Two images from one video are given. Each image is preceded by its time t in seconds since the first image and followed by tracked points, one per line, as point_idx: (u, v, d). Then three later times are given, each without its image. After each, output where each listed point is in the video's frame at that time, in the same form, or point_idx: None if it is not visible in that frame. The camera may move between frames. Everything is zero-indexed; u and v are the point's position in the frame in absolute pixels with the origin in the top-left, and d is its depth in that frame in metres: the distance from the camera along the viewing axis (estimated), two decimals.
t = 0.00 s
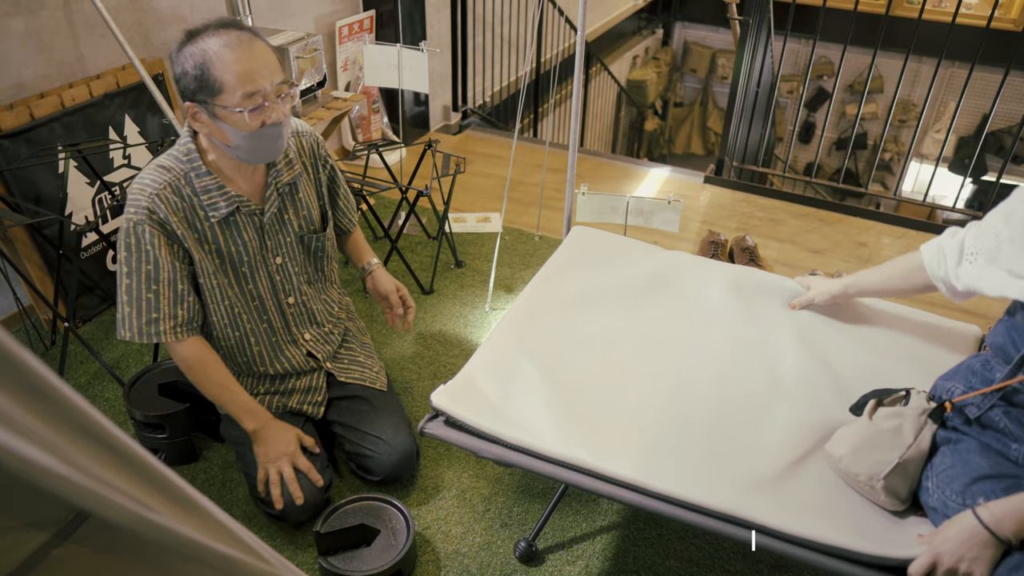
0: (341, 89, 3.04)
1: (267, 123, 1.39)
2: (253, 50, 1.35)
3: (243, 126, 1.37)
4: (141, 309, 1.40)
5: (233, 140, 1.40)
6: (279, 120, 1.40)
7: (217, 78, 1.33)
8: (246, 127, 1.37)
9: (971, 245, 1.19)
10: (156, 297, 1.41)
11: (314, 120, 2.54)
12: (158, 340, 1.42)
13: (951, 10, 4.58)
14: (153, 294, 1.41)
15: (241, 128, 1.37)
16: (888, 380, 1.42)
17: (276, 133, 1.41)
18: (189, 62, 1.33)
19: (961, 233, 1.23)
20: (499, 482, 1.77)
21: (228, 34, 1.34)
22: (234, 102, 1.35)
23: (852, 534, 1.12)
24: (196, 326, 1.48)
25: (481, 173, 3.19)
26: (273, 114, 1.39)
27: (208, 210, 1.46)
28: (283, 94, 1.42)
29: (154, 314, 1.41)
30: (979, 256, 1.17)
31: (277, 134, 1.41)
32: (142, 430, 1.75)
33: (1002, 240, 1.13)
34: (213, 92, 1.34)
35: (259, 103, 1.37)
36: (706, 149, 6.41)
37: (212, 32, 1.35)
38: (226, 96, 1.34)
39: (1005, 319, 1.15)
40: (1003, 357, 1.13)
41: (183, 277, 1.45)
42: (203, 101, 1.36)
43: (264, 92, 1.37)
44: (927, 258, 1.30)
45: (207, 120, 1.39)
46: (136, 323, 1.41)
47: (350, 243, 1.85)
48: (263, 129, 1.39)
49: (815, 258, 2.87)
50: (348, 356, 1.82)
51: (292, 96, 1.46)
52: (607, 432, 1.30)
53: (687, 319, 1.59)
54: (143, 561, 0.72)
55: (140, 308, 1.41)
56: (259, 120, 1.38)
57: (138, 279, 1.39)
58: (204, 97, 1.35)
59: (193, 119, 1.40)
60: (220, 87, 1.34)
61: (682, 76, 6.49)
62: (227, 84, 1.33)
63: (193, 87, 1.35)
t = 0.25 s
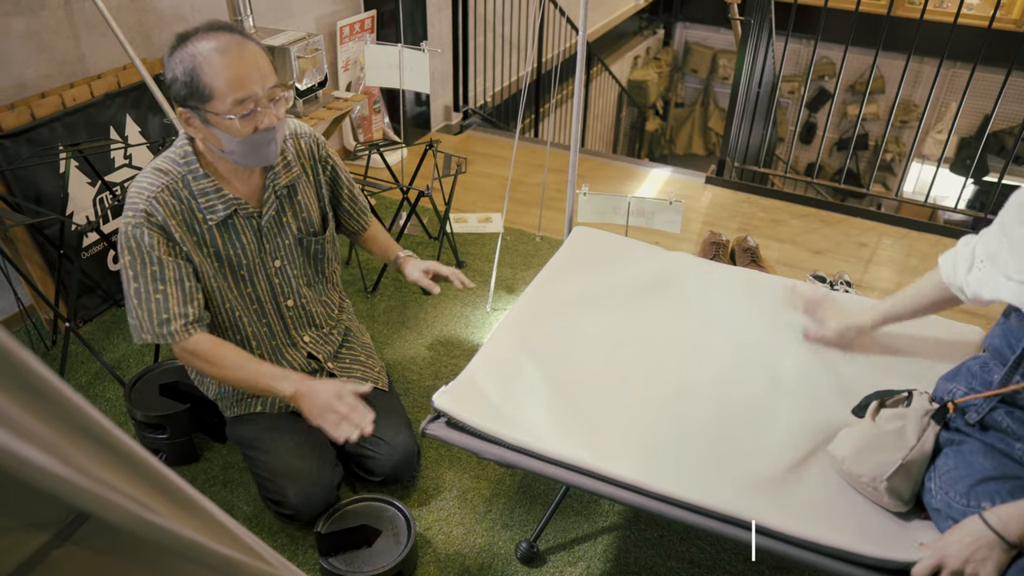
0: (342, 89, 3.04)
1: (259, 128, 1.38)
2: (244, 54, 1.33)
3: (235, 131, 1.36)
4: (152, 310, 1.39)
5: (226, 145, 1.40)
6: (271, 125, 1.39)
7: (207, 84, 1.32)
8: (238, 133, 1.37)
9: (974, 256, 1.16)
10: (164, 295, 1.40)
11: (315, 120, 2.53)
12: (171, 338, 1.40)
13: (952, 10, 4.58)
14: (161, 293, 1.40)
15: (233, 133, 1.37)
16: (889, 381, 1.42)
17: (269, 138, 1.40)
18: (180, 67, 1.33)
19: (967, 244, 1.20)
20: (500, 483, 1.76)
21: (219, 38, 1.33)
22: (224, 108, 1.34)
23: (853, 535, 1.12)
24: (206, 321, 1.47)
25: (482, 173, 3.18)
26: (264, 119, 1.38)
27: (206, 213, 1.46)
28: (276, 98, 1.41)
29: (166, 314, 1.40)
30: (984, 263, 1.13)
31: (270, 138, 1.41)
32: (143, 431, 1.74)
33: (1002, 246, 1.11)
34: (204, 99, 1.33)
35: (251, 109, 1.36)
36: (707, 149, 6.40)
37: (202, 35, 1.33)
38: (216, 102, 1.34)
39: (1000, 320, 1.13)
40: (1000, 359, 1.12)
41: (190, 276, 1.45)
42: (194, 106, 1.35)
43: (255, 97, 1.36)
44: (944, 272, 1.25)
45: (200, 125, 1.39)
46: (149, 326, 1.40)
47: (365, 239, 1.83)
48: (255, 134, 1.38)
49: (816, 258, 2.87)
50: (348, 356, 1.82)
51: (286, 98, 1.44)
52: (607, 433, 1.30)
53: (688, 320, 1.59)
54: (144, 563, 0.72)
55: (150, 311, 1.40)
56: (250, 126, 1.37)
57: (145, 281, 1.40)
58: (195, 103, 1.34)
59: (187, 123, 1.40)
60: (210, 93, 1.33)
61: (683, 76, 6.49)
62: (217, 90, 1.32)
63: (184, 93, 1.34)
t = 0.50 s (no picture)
0: (342, 90, 3.04)
1: (255, 133, 1.38)
2: (239, 59, 1.32)
3: (232, 137, 1.37)
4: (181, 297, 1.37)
5: (223, 150, 1.40)
6: (267, 130, 1.39)
7: (202, 90, 1.32)
8: (234, 138, 1.37)
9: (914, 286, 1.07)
10: (189, 276, 1.38)
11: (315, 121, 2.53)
12: (209, 319, 1.38)
13: (953, 12, 4.58)
14: (186, 279, 1.38)
15: (229, 139, 1.37)
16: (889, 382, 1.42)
17: (265, 143, 1.41)
18: (174, 72, 1.32)
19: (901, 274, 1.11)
20: (500, 484, 1.76)
21: (214, 42, 1.32)
22: (220, 114, 1.34)
23: (853, 535, 1.12)
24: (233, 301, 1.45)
25: (482, 174, 3.18)
26: (260, 123, 1.38)
27: (210, 214, 1.48)
28: (272, 102, 1.41)
29: (197, 295, 1.38)
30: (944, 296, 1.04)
31: (265, 143, 1.41)
32: (143, 431, 1.74)
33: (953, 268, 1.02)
34: (200, 104, 1.33)
35: (246, 114, 1.36)
36: (707, 150, 6.40)
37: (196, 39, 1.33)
38: (212, 108, 1.33)
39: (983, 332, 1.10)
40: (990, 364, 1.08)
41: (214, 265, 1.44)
42: (190, 112, 1.35)
43: (250, 103, 1.36)
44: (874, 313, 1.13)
45: (195, 129, 1.39)
46: (183, 310, 1.38)
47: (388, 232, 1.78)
48: (251, 140, 1.39)
49: (817, 259, 2.87)
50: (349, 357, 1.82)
51: (282, 102, 1.44)
52: (608, 434, 1.30)
53: (688, 321, 1.59)
54: (144, 563, 0.74)
55: (177, 301, 1.38)
56: (246, 131, 1.37)
57: (163, 274, 1.38)
58: (190, 109, 1.34)
59: (184, 129, 1.41)
60: (205, 98, 1.32)
61: (683, 77, 6.49)
62: (212, 97, 1.32)
63: (179, 99, 1.34)
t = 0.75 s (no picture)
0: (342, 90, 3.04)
1: (265, 127, 1.38)
2: (244, 53, 1.32)
3: (242, 131, 1.37)
4: (198, 290, 1.38)
5: (233, 146, 1.40)
6: (275, 124, 1.39)
7: (211, 86, 1.32)
8: (245, 132, 1.37)
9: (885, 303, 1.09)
10: (204, 269, 1.39)
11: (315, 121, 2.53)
12: (226, 312, 1.39)
13: (952, 10, 4.58)
14: (201, 271, 1.39)
15: (238, 134, 1.37)
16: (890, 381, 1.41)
17: (275, 136, 1.40)
18: (182, 69, 1.32)
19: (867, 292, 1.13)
20: (500, 484, 1.76)
21: (220, 37, 1.32)
22: (229, 109, 1.34)
23: (853, 533, 1.12)
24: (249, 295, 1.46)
25: (482, 174, 3.18)
26: (270, 117, 1.38)
27: (221, 211, 1.48)
28: (280, 95, 1.41)
29: (213, 288, 1.39)
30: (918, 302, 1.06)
31: (275, 137, 1.40)
32: (142, 431, 1.74)
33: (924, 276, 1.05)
34: (209, 100, 1.33)
35: (255, 108, 1.35)
36: (708, 150, 6.40)
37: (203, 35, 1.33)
38: (221, 103, 1.33)
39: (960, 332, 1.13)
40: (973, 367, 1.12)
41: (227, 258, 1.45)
42: (199, 108, 1.35)
43: (260, 96, 1.36)
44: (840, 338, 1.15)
45: (205, 126, 1.39)
46: (198, 303, 1.39)
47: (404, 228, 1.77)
48: (260, 134, 1.38)
49: (817, 258, 2.87)
50: (354, 358, 1.82)
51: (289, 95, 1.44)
52: (608, 433, 1.30)
53: (688, 321, 1.58)
54: (145, 563, 0.74)
55: (192, 296, 1.39)
56: (256, 126, 1.37)
57: (177, 269, 1.40)
58: (200, 105, 1.34)
59: (193, 126, 1.41)
60: (214, 94, 1.32)
61: (683, 76, 6.49)
62: (221, 92, 1.32)
63: (189, 96, 1.34)
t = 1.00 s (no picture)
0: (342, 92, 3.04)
1: (280, 134, 1.39)
2: (264, 60, 1.32)
3: (257, 137, 1.37)
4: (214, 292, 1.39)
5: (247, 151, 1.40)
6: (292, 130, 1.40)
7: (229, 91, 1.32)
8: (260, 138, 1.37)
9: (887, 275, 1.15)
10: (220, 271, 1.40)
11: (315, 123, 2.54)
12: (244, 314, 1.40)
13: (952, 12, 4.58)
14: (217, 274, 1.40)
15: (254, 139, 1.38)
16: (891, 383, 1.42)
17: (290, 143, 1.41)
18: (200, 73, 1.32)
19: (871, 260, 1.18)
20: (501, 486, 1.76)
21: (239, 42, 1.32)
22: (247, 115, 1.34)
23: (854, 535, 1.12)
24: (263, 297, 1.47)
25: (482, 176, 3.19)
26: (286, 124, 1.39)
27: (234, 213, 1.48)
28: (296, 102, 1.41)
29: (230, 289, 1.39)
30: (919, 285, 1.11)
31: (291, 144, 1.41)
32: (143, 433, 1.74)
33: (934, 266, 1.09)
34: (226, 105, 1.33)
35: (271, 114, 1.36)
36: (707, 151, 6.41)
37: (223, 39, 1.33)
38: (239, 108, 1.33)
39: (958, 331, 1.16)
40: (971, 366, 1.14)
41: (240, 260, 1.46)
42: (215, 112, 1.35)
43: (276, 102, 1.36)
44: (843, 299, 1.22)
45: (220, 131, 1.39)
46: (215, 305, 1.39)
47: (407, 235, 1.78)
48: (276, 140, 1.39)
49: (816, 260, 2.87)
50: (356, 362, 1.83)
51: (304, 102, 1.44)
52: (609, 434, 1.30)
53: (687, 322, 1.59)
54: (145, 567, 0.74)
55: (207, 298, 1.40)
56: (272, 132, 1.38)
57: (191, 270, 1.39)
58: (216, 109, 1.34)
59: (208, 129, 1.41)
60: (232, 98, 1.32)
61: (682, 78, 6.50)
62: (240, 98, 1.32)
63: (205, 99, 1.34)
